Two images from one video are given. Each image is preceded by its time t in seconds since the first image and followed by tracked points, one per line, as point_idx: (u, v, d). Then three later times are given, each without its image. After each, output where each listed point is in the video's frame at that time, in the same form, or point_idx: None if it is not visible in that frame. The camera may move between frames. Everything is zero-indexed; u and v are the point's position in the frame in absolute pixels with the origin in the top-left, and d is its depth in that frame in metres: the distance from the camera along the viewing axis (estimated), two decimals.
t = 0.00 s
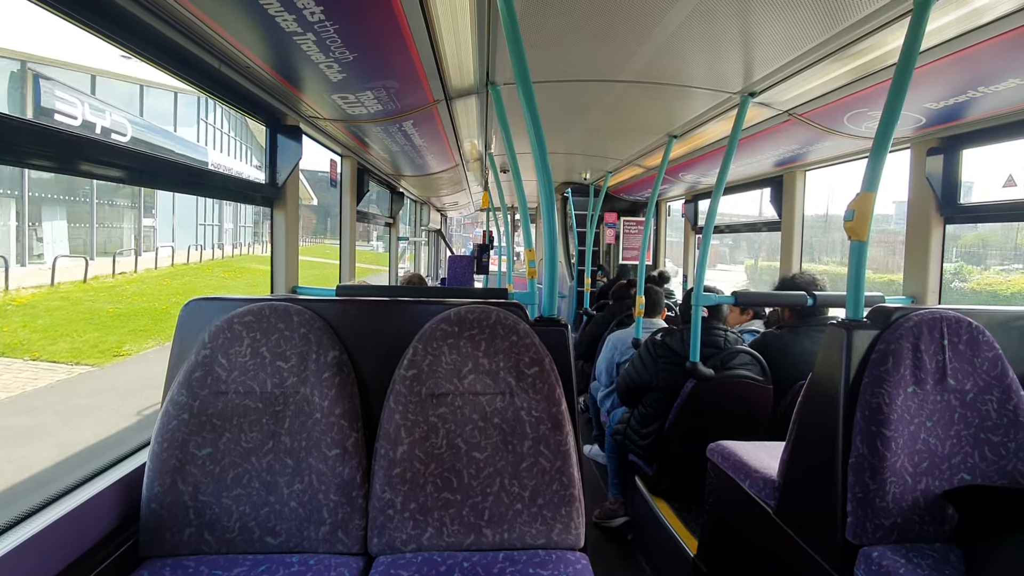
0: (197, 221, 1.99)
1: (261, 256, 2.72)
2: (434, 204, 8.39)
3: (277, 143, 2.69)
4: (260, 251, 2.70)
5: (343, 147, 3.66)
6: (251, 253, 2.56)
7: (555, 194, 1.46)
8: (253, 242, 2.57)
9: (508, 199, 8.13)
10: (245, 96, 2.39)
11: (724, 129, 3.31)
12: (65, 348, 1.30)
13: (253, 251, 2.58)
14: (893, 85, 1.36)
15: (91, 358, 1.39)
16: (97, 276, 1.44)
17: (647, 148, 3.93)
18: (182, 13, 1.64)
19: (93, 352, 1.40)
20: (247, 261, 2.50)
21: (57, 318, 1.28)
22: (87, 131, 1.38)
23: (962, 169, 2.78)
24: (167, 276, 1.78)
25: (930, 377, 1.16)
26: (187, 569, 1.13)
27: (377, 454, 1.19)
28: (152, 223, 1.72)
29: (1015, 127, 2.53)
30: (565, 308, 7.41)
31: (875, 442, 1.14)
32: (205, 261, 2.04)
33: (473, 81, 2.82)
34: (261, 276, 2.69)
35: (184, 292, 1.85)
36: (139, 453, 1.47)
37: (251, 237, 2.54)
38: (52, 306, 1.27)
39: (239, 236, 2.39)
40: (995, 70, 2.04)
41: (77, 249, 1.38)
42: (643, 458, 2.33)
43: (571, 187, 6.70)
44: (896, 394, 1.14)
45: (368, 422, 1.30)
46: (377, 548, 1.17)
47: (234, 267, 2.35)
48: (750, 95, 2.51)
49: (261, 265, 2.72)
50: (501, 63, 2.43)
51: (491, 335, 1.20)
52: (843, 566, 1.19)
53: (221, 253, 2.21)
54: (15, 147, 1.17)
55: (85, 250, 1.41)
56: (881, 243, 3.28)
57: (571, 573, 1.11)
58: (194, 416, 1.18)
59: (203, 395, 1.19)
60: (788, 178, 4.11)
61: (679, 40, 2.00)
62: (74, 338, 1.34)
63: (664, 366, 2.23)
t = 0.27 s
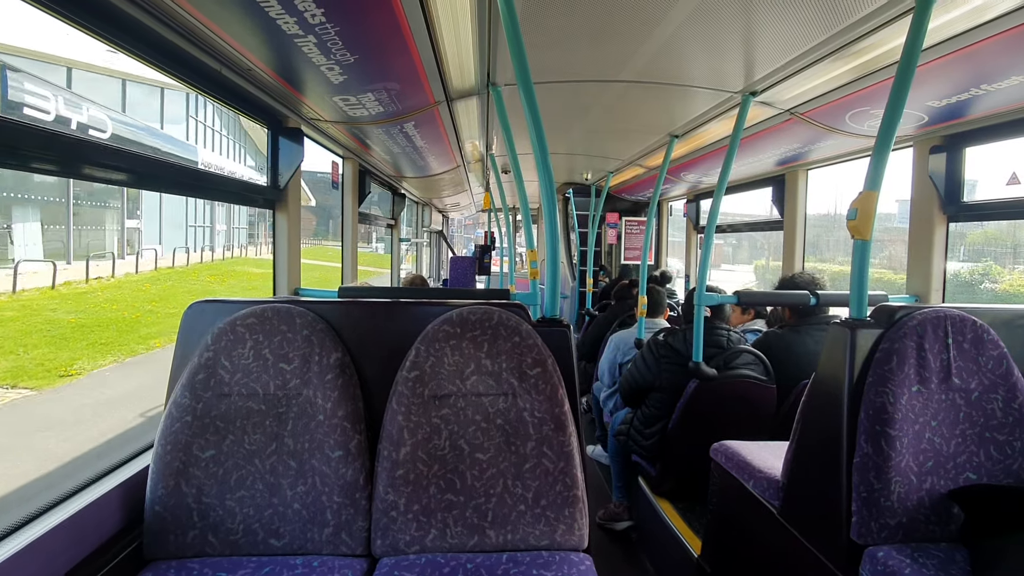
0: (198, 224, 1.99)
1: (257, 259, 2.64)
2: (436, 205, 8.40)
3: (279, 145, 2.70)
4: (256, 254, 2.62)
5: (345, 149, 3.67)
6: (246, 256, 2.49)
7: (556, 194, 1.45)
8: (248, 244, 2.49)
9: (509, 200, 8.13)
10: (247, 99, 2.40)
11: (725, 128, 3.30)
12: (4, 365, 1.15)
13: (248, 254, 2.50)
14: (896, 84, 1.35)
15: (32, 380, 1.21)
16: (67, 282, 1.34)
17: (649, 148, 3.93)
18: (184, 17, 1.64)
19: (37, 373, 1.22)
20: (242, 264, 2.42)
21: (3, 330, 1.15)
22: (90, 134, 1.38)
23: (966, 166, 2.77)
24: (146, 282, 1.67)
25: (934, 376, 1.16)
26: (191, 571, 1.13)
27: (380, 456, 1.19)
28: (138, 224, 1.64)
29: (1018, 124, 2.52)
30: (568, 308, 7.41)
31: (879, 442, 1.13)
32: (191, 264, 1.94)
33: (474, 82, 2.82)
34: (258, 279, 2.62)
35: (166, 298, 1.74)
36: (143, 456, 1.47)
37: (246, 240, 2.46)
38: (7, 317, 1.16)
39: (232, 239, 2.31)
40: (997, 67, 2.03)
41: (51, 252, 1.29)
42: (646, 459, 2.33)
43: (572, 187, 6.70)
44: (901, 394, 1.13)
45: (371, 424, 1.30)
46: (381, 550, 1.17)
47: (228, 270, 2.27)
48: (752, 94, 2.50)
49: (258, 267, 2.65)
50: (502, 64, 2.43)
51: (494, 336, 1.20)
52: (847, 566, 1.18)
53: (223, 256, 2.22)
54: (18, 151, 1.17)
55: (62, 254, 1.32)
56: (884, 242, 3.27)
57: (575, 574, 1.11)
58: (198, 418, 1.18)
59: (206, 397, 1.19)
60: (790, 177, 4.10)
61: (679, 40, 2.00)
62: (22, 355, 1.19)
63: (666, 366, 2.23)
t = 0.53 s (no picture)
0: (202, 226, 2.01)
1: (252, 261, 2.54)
2: (438, 206, 8.41)
3: (281, 147, 2.70)
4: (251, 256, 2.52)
5: (346, 150, 3.67)
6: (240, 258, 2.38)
7: (558, 193, 1.45)
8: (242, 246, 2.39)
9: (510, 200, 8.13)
10: (248, 101, 2.41)
11: (726, 127, 3.30)
12: None
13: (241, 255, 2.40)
14: (897, 84, 1.35)
15: None
16: (31, 288, 1.24)
17: (650, 147, 3.92)
18: (185, 18, 1.65)
19: None
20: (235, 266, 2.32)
21: None
22: (93, 136, 1.39)
23: (968, 164, 2.77)
24: (122, 285, 1.54)
25: (937, 374, 1.16)
26: (195, 572, 1.14)
27: (383, 456, 1.19)
28: (120, 225, 1.55)
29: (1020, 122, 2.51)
30: (570, 309, 7.41)
31: (883, 441, 1.13)
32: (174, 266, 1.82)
33: (475, 83, 2.82)
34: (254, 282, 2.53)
35: (144, 302, 1.62)
36: (147, 456, 1.47)
37: (239, 241, 2.36)
38: None
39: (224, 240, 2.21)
40: (999, 65, 2.03)
41: (24, 255, 1.22)
42: (649, 458, 2.33)
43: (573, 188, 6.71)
44: (904, 393, 1.13)
45: (373, 424, 1.30)
46: (384, 550, 1.17)
47: (221, 272, 2.17)
48: (753, 93, 2.50)
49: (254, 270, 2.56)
50: (503, 64, 2.43)
51: (496, 337, 1.20)
52: (851, 565, 1.18)
53: (225, 257, 2.22)
54: (20, 154, 1.18)
55: (35, 257, 1.24)
56: (886, 241, 3.26)
57: (579, 574, 1.10)
58: (201, 419, 1.18)
59: (209, 398, 1.19)
60: (791, 176, 4.10)
61: (681, 40, 2.00)
62: None
63: (668, 366, 2.22)
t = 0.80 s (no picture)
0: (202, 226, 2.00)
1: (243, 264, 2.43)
2: (439, 207, 8.41)
3: (282, 148, 2.71)
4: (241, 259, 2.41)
5: (347, 151, 3.68)
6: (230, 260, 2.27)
7: (560, 194, 1.45)
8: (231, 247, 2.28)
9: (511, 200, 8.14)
10: (250, 102, 2.41)
11: (728, 128, 3.30)
12: None
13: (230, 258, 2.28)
14: (898, 84, 1.34)
15: None
16: None
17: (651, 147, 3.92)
18: (187, 20, 1.65)
19: None
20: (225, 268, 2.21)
21: None
22: (95, 138, 1.39)
23: (970, 164, 2.77)
24: (88, 291, 1.42)
25: (939, 375, 1.16)
26: (197, 572, 1.14)
27: (384, 456, 1.19)
28: (100, 225, 1.46)
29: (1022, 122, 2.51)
30: (571, 309, 7.41)
31: (884, 441, 1.13)
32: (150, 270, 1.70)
33: (476, 83, 2.83)
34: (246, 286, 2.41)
35: (114, 310, 1.50)
36: (149, 457, 1.48)
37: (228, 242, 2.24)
38: None
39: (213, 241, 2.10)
40: (1000, 65, 2.02)
41: None
42: (650, 459, 2.32)
43: (575, 188, 6.71)
44: (905, 393, 1.13)
45: (375, 425, 1.30)
46: (386, 550, 1.17)
47: (209, 275, 2.05)
48: (754, 94, 2.50)
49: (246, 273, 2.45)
50: (504, 65, 2.43)
51: (497, 337, 1.20)
52: (853, 565, 1.18)
53: (226, 258, 2.23)
54: (23, 155, 1.18)
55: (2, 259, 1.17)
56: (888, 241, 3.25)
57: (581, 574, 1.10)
58: (203, 419, 1.19)
59: (211, 399, 1.19)
60: (793, 177, 4.10)
61: (681, 40, 2.00)
62: None
63: (670, 366, 2.22)
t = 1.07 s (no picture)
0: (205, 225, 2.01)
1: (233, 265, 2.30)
2: (440, 206, 8.41)
3: (283, 146, 2.71)
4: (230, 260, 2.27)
5: (348, 150, 3.68)
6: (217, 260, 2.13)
7: (560, 193, 1.45)
8: (218, 246, 2.14)
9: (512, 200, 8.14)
10: (251, 100, 2.41)
11: (729, 128, 3.30)
12: None
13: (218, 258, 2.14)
14: (900, 84, 1.34)
15: None
16: None
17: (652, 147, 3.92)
18: (189, 18, 1.65)
19: None
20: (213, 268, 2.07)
21: None
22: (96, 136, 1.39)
23: (971, 164, 2.76)
24: (53, 295, 1.30)
25: (940, 375, 1.15)
26: (197, 570, 1.14)
27: (385, 455, 1.19)
28: (75, 224, 1.38)
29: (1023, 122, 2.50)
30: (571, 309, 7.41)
31: (885, 441, 1.13)
32: (119, 272, 1.54)
33: (477, 83, 2.83)
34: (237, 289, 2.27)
35: (78, 316, 1.35)
36: (149, 455, 1.48)
37: (214, 242, 2.11)
38: None
39: (197, 240, 1.98)
40: (1002, 65, 2.02)
41: None
42: (650, 459, 2.32)
43: (575, 188, 6.71)
44: (906, 393, 1.13)
45: (375, 423, 1.30)
46: (386, 549, 1.17)
47: (195, 276, 1.92)
48: (755, 94, 2.50)
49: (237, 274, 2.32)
50: (506, 64, 2.43)
51: (498, 336, 1.20)
52: (853, 565, 1.18)
53: (227, 256, 2.23)
54: (25, 153, 1.18)
55: None
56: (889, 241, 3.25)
57: (581, 573, 1.10)
58: (203, 417, 1.19)
59: (211, 397, 1.19)
60: (794, 177, 4.09)
61: (683, 40, 2.00)
62: None
63: (670, 366, 2.22)
